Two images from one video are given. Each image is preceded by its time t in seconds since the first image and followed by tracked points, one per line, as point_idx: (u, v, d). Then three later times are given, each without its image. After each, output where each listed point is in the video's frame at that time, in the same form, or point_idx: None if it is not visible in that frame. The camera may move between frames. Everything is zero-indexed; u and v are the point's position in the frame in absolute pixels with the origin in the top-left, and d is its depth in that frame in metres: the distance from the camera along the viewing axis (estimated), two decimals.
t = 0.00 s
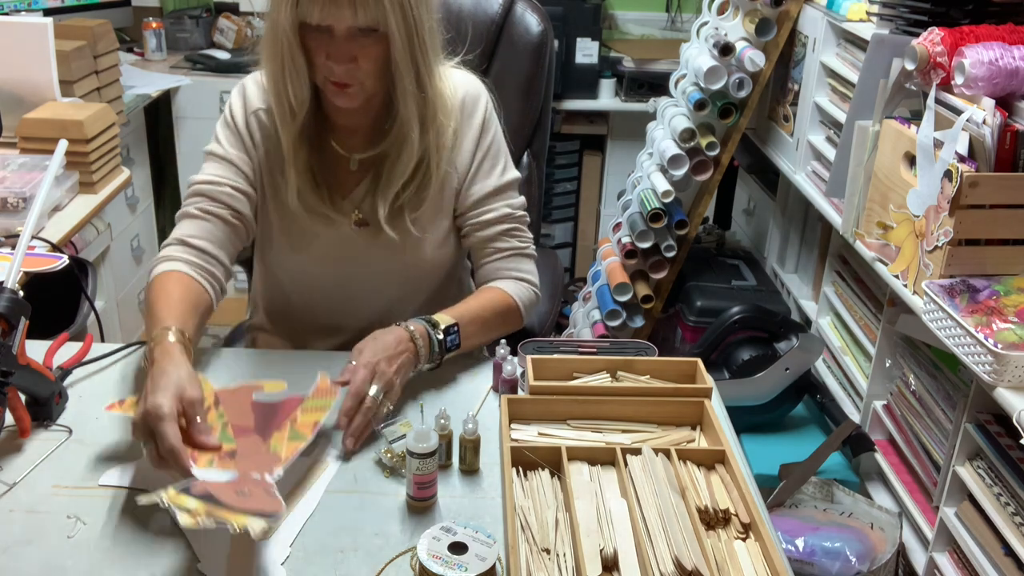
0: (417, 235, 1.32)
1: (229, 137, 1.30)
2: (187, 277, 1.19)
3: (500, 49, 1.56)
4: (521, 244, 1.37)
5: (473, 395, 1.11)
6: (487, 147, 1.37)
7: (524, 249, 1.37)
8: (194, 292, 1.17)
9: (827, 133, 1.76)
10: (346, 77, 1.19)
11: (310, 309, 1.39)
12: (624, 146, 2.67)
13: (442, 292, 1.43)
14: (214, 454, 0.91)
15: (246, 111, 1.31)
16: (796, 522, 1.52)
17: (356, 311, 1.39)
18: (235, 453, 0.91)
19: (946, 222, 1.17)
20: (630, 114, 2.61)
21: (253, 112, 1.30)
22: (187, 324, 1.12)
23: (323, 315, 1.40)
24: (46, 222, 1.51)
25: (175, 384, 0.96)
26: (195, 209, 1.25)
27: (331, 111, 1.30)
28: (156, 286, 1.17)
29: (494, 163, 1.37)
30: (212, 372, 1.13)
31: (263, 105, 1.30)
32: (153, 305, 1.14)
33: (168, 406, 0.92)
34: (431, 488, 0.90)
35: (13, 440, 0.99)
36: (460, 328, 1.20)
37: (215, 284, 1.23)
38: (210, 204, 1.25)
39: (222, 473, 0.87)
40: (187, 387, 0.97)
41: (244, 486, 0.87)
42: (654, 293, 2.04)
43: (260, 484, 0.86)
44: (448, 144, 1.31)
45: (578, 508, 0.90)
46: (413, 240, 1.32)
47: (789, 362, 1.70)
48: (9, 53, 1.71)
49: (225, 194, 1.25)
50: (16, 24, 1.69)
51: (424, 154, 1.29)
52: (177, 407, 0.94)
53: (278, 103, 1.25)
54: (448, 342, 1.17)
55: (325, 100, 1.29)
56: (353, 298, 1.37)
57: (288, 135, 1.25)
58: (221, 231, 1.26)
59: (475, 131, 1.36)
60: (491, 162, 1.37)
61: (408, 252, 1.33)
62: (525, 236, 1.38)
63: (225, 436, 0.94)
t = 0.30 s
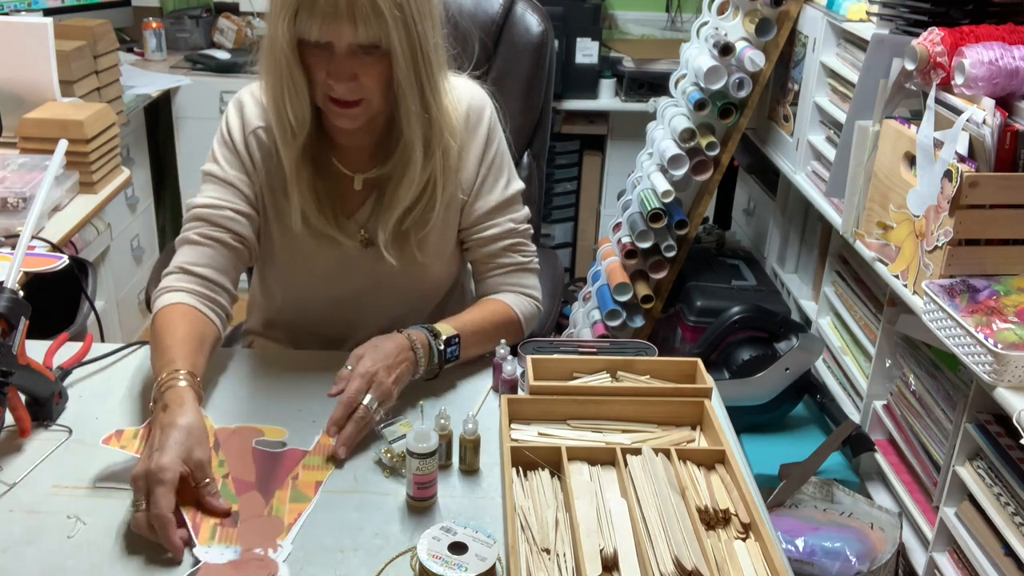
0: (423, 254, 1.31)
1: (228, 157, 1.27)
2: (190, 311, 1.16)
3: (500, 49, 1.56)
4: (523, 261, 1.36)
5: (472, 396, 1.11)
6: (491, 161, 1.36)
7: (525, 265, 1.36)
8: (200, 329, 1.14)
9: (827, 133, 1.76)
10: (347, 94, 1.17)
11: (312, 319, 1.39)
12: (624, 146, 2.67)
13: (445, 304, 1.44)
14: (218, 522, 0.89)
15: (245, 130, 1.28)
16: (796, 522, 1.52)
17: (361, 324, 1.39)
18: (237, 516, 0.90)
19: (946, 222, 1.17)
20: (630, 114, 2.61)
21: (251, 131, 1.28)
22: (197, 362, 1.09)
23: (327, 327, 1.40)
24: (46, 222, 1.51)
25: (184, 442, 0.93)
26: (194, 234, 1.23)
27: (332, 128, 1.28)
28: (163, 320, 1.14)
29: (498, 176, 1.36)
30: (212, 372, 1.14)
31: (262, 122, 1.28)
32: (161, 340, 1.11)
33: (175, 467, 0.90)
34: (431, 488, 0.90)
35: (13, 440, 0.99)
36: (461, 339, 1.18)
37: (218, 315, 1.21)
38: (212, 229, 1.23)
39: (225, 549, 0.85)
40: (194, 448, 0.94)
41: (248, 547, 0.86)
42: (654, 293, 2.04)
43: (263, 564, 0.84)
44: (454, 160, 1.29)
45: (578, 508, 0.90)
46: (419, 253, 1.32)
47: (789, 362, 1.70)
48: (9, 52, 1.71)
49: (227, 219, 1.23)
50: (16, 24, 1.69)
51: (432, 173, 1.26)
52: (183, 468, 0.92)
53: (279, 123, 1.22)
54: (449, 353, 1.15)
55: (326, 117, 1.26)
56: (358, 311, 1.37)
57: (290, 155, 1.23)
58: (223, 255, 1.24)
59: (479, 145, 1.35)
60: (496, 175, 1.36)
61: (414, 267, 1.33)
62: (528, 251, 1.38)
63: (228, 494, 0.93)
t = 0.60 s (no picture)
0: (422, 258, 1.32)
1: (229, 153, 1.27)
2: (193, 309, 1.17)
3: (501, 49, 1.56)
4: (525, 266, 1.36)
5: (473, 396, 1.11)
6: (496, 167, 1.36)
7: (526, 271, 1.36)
8: (198, 325, 1.15)
9: (827, 133, 1.76)
10: (348, 100, 1.16)
11: (311, 322, 1.39)
12: (624, 146, 2.67)
13: (445, 308, 1.44)
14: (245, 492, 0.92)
15: (249, 128, 1.28)
16: (796, 522, 1.52)
17: (360, 327, 1.39)
18: (262, 484, 0.94)
19: (946, 222, 1.17)
20: (630, 114, 2.61)
21: (254, 131, 1.28)
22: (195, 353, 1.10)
23: (326, 330, 1.40)
24: (46, 222, 1.51)
25: (195, 432, 0.94)
26: (194, 233, 1.23)
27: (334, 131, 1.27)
28: (162, 318, 1.14)
29: (503, 180, 1.36)
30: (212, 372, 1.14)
31: (265, 122, 1.28)
32: (158, 337, 1.12)
33: (192, 462, 0.90)
34: (432, 488, 0.90)
35: (13, 440, 0.99)
36: (463, 339, 1.18)
37: (217, 312, 1.22)
38: (207, 226, 1.23)
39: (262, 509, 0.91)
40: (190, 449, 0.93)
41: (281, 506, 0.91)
42: (654, 294, 2.04)
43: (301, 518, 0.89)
44: (458, 164, 1.29)
45: (578, 508, 0.90)
46: (420, 257, 1.32)
47: (789, 362, 1.70)
48: (8, 53, 1.71)
49: (224, 218, 1.23)
50: (16, 24, 1.69)
51: (435, 180, 1.26)
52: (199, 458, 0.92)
53: (282, 125, 1.21)
54: (451, 355, 1.15)
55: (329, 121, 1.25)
56: (358, 313, 1.38)
57: (291, 158, 1.22)
58: (220, 254, 1.24)
59: (483, 151, 1.35)
60: (501, 179, 1.36)
61: (415, 270, 1.33)
62: (532, 256, 1.38)
63: (246, 468, 0.96)
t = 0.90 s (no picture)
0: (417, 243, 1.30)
1: (230, 144, 1.28)
2: (203, 292, 1.20)
3: (502, 48, 1.56)
4: (525, 250, 1.34)
5: (474, 396, 1.12)
6: (489, 155, 1.34)
7: (528, 254, 1.34)
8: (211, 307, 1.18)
9: (827, 133, 1.76)
10: (346, 86, 1.16)
11: (311, 314, 1.39)
12: (624, 146, 2.67)
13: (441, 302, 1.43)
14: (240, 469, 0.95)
15: (246, 117, 1.29)
16: (796, 522, 1.52)
17: (357, 318, 1.39)
18: (259, 468, 0.96)
19: (946, 222, 1.17)
20: (630, 114, 2.61)
21: (253, 119, 1.28)
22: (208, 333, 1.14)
23: (324, 321, 1.40)
24: (46, 222, 1.51)
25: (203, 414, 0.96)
26: (199, 222, 1.24)
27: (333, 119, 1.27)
28: (171, 302, 1.17)
29: (499, 166, 1.34)
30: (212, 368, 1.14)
31: (263, 111, 1.28)
32: (168, 318, 1.15)
33: (200, 429, 0.95)
34: (432, 488, 0.90)
35: (13, 440, 0.99)
36: (458, 328, 1.18)
37: (227, 296, 1.24)
38: (211, 217, 1.24)
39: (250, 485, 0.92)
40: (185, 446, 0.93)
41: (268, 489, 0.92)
42: (654, 293, 2.04)
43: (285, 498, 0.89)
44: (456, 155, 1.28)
45: (578, 508, 0.90)
46: (412, 245, 1.31)
47: (789, 362, 1.70)
48: (9, 53, 1.71)
49: (226, 207, 1.24)
50: (16, 24, 1.69)
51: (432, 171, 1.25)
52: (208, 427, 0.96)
53: (288, 105, 1.22)
54: (447, 344, 1.15)
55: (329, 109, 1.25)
56: (355, 304, 1.37)
57: (296, 133, 1.22)
58: (227, 242, 1.25)
59: (474, 141, 1.33)
60: (496, 166, 1.34)
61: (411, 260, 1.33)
62: (532, 240, 1.36)
63: (246, 449, 0.99)
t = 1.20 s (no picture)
0: (415, 228, 1.31)
1: (226, 141, 1.28)
2: (195, 284, 1.22)
3: (500, 49, 1.55)
4: (531, 230, 1.33)
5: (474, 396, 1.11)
6: (487, 142, 1.33)
7: (534, 234, 1.33)
8: (202, 303, 1.20)
9: (827, 133, 1.76)
10: (347, 75, 1.18)
11: (311, 310, 1.39)
12: (624, 146, 2.67)
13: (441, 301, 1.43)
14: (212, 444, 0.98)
15: (242, 113, 1.29)
16: (796, 522, 1.52)
17: (356, 315, 1.39)
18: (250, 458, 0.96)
19: (946, 222, 1.17)
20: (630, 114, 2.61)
21: (248, 115, 1.28)
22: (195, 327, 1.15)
23: (324, 316, 1.40)
24: (46, 222, 1.51)
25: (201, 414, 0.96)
26: (194, 218, 1.26)
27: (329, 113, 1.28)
28: (167, 292, 1.19)
29: (496, 156, 1.34)
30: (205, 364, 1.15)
31: (258, 107, 1.28)
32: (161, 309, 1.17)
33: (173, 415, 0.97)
34: (432, 488, 0.91)
35: (13, 441, 0.99)
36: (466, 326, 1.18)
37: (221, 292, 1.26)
38: (210, 213, 1.26)
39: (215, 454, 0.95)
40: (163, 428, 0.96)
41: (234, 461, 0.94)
42: (654, 293, 2.04)
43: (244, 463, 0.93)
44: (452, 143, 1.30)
45: (578, 508, 0.90)
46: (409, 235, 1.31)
47: (789, 362, 1.70)
48: (9, 53, 1.71)
49: (220, 203, 1.25)
50: (16, 24, 1.69)
51: (429, 156, 1.27)
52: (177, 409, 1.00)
53: (287, 100, 1.22)
54: (452, 336, 1.14)
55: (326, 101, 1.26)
56: (354, 301, 1.37)
57: (296, 132, 1.22)
58: (222, 239, 1.27)
59: (469, 133, 1.32)
60: (493, 155, 1.33)
61: (410, 252, 1.33)
62: (537, 221, 1.34)
63: (240, 428, 1.02)
